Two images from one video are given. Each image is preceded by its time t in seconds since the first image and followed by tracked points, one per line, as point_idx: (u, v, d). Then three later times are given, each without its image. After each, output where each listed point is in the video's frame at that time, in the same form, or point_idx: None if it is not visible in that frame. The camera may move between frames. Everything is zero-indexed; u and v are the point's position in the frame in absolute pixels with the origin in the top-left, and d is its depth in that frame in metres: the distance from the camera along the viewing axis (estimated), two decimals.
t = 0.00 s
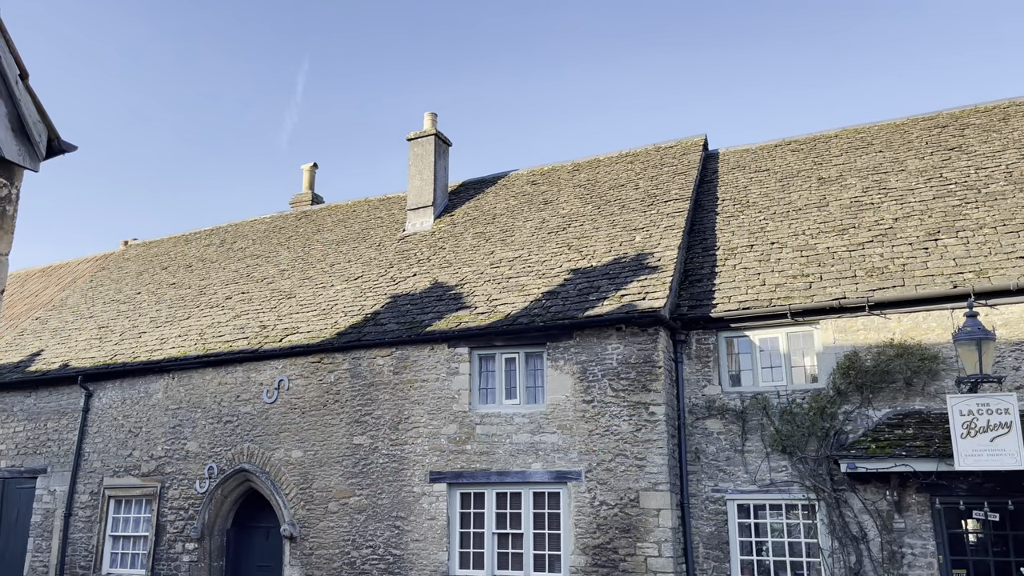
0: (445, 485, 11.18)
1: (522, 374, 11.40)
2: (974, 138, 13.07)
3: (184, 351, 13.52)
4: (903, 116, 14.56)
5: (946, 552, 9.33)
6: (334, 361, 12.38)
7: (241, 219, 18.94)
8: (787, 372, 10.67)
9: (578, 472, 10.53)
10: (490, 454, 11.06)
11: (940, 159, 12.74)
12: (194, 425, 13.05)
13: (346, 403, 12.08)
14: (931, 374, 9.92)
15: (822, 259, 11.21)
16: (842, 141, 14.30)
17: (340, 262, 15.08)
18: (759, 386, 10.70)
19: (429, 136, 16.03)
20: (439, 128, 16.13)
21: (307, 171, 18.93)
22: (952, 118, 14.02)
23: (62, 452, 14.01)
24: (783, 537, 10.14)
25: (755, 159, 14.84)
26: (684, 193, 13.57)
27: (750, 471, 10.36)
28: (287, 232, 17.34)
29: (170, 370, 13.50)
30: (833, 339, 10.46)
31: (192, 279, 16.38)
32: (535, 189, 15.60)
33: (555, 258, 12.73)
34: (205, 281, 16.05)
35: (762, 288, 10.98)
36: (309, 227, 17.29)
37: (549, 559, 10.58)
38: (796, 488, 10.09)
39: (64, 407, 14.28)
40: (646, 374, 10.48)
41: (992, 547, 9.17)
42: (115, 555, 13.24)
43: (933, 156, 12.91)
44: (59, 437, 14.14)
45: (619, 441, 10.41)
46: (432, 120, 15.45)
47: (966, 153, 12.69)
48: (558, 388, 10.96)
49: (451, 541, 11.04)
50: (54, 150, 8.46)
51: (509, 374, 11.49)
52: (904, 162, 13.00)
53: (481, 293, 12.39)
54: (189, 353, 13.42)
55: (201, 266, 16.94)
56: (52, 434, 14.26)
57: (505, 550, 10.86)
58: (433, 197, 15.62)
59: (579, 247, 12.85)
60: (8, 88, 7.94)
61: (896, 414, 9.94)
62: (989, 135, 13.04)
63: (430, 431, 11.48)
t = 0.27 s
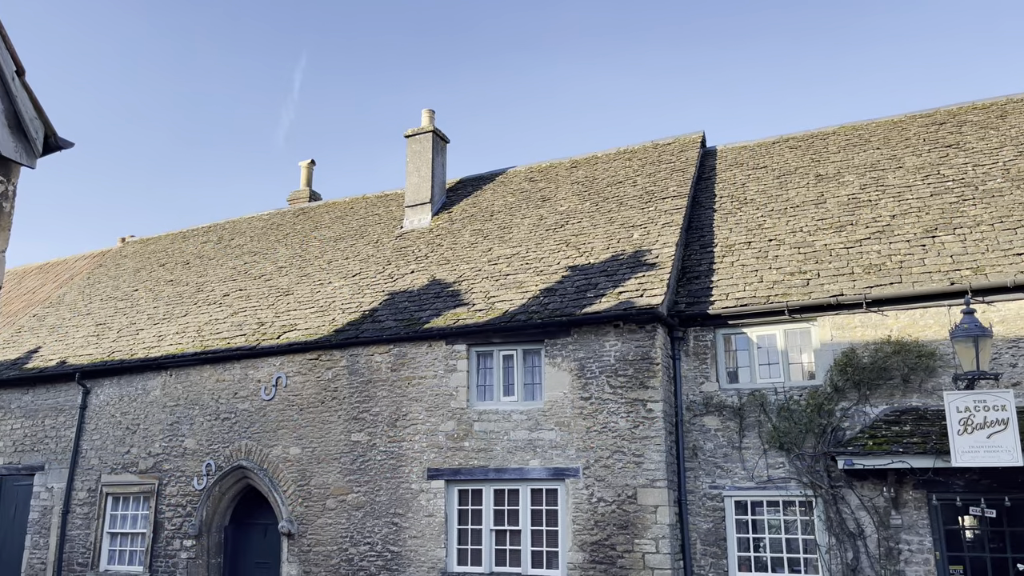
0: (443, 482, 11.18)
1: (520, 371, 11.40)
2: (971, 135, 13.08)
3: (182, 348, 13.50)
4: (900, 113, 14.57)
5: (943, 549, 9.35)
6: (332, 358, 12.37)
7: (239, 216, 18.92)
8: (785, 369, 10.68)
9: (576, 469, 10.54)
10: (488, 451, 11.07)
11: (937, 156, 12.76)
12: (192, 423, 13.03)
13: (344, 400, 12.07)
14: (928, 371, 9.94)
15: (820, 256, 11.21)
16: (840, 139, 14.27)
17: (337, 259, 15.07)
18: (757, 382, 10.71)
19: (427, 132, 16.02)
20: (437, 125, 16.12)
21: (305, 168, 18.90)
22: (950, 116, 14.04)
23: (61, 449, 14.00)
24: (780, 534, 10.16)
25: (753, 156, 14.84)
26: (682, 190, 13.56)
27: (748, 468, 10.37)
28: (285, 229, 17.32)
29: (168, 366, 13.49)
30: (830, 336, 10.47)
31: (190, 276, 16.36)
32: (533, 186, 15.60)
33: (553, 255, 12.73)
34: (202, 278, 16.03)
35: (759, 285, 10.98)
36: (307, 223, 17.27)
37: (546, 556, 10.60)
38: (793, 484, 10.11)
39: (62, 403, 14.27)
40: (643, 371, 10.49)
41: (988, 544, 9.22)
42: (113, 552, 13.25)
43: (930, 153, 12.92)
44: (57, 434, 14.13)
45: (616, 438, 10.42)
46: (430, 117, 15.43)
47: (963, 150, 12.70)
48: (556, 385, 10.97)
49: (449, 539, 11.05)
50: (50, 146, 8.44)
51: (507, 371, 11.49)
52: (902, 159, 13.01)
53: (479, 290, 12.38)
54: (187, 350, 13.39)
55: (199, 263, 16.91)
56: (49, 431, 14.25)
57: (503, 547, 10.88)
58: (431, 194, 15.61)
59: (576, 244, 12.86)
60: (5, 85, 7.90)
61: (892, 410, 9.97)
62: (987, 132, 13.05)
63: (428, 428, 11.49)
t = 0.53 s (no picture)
0: (440, 478, 11.20)
1: (517, 367, 11.41)
2: (967, 131, 13.10)
3: (178, 345, 13.49)
4: (897, 110, 14.59)
5: (938, 544, 9.39)
6: (329, 354, 12.36)
7: (235, 212, 18.88)
8: (781, 365, 10.70)
9: (573, 465, 10.56)
10: (485, 447, 11.08)
11: (933, 152, 12.78)
12: (188, 419, 13.02)
13: (341, 396, 12.07)
14: (923, 366, 9.96)
15: (816, 252, 11.23)
16: (836, 136, 14.29)
17: (334, 255, 15.05)
18: (753, 378, 10.74)
19: (424, 129, 15.99)
20: (434, 121, 16.10)
21: (301, 164, 18.87)
22: (946, 112, 14.06)
23: (57, 445, 13.99)
24: (776, 529, 10.19)
25: (750, 152, 14.85)
26: (679, 186, 13.56)
27: (744, 464, 10.40)
28: (281, 225, 17.29)
29: (165, 363, 13.47)
30: (826, 331, 10.49)
31: (186, 272, 16.33)
32: (530, 182, 15.59)
33: (550, 251, 12.72)
34: (199, 275, 16.00)
35: (756, 282, 11.00)
36: (304, 220, 17.25)
37: (543, 551, 10.62)
38: (789, 480, 10.13)
39: (58, 399, 14.26)
40: (640, 367, 10.50)
41: (983, 539, 9.27)
42: (110, 548, 13.25)
43: (927, 149, 12.93)
44: (53, 430, 14.12)
45: (613, 434, 10.44)
46: (427, 113, 15.41)
47: (959, 146, 12.72)
48: (553, 381, 10.98)
49: (445, 534, 11.07)
50: (46, 142, 8.42)
51: (504, 367, 11.50)
52: (898, 156, 13.02)
53: (476, 286, 12.38)
54: (183, 346, 13.38)
55: (195, 259, 16.88)
56: (45, 428, 14.24)
57: (499, 542, 10.89)
58: (428, 190, 15.60)
59: (573, 240, 12.86)
60: None
61: (888, 406, 10.00)
62: (983, 129, 13.08)
63: (424, 424, 11.49)
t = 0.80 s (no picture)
0: (435, 473, 11.21)
1: (512, 362, 11.41)
2: (962, 127, 13.13)
3: (173, 340, 13.46)
4: (892, 105, 14.61)
5: (931, 538, 9.44)
6: (324, 349, 12.36)
7: (230, 207, 18.84)
8: (776, 360, 10.72)
9: (568, 460, 10.58)
10: (480, 442, 11.09)
11: (928, 148, 12.80)
12: (183, 414, 13.01)
13: (336, 391, 12.07)
14: (918, 361, 10.00)
15: (811, 247, 11.25)
16: (831, 131, 14.31)
17: (330, 250, 15.03)
18: (748, 373, 10.76)
19: (419, 123, 15.97)
20: (429, 116, 16.07)
21: (296, 158, 18.82)
22: (941, 107, 14.08)
23: (51, 440, 13.97)
24: (770, 523, 10.23)
25: (745, 148, 14.86)
26: (674, 182, 13.57)
27: (739, 458, 10.43)
28: (276, 220, 17.26)
29: (160, 358, 13.45)
30: (821, 327, 10.52)
31: (181, 267, 16.29)
32: (526, 177, 15.58)
33: (545, 247, 12.72)
34: (194, 270, 15.97)
35: (751, 277, 11.01)
36: (299, 214, 17.22)
37: (538, 546, 10.64)
38: (784, 475, 10.16)
39: (52, 395, 14.24)
40: (635, 362, 10.52)
41: (977, 533, 9.33)
42: (105, 543, 13.24)
43: (922, 145, 12.95)
44: (47, 425, 14.10)
45: (608, 429, 10.46)
46: (422, 107, 15.38)
47: (954, 142, 12.74)
48: (548, 376, 10.98)
49: (441, 529, 11.09)
50: (39, 136, 8.40)
51: (499, 363, 11.50)
52: (893, 151, 13.04)
53: (472, 281, 12.38)
54: (177, 341, 13.36)
55: (190, 254, 16.84)
56: (40, 423, 14.21)
57: (495, 537, 10.91)
58: (424, 185, 15.58)
59: (569, 235, 12.86)
60: None
61: (882, 401, 10.04)
62: (978, 124, 13.10)
63: (420, 420, 11.50)
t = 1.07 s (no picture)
0: (430, 467, 11.22)
1: (507, 356, 11.42)
2: (956, 122, 13.16)
3: (166, 334, 13.42)
4: (886, 101, 14.63)
5: (924, 532, 9.49)
6: (319, 343, 12.34)
7: (224, 201, 18.79)
8: (769, 355, 10.75)
9: (563, 454, 10.60)
10: (475, 436, 11.10)
11: (922, 143, 12.83)
12: (177, 409, 12.98)
13: (331, 386, 12.06)
14: (910, 356, 10.04)
15: (805, 242, 11.27)
16: (826, 126, 14.33)
17: (324, 245, 15.00)
18: (742, 368, 10.79)
19: (414, 118, 15.94)
20: (424, 110, 16.04)
21: (291, 152, 18.77)
22: (935, 103, 14.11)
23: (45, 435, 13.94)
24: (764, 517, 10.26)
25: (740, 142, 14.87)
26: (669, 176, 13.57)
27: (733, 452, 10.46)
28: (271, 214, 17.22)
29: (153, 352, 13.41)
30: (815, 321, 10.54)
31: (175, 261, 16.25)
32: (521, 172, 15.57)
33: (540, 241, 12.72)
34: (188, 264, 15.93)
35: (745, 272, 11.03)
36: (293, 209, 17.19)
37: (532, 540, 10.66)
38: (777, 469, 10.20)
39: (46, 389, 14.20)
40: (630, 357, 10.53)
41: (969, 527, 9.38)
42: (98, 538, 13.22)
43: (916, 140, 12.98)
44: (41, 420, 14.06)
45: (603, 423, 10.47)
46: (417, 102, 15.35)
47: (948, 137, 12.77)
48: (543, 370, 10.99)
49: (435, 523, 11.10)
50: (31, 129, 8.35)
51: (494, 357, 11.51)
52: (887, 146, 13.06)
53: (466, 276, 12.37)
54: (171, 336, 13.33)
55: (184, 248, 16.80)
56: (33, 418, 14.18)
57: (489, 531, 10.93)
58: (418, 179, 15.55)
59: (564, 230, 12.86)
60: None
61: (875, 396, 10.08)
62: (972, 120, 13.13)
63: (414, 414, 11.50)
